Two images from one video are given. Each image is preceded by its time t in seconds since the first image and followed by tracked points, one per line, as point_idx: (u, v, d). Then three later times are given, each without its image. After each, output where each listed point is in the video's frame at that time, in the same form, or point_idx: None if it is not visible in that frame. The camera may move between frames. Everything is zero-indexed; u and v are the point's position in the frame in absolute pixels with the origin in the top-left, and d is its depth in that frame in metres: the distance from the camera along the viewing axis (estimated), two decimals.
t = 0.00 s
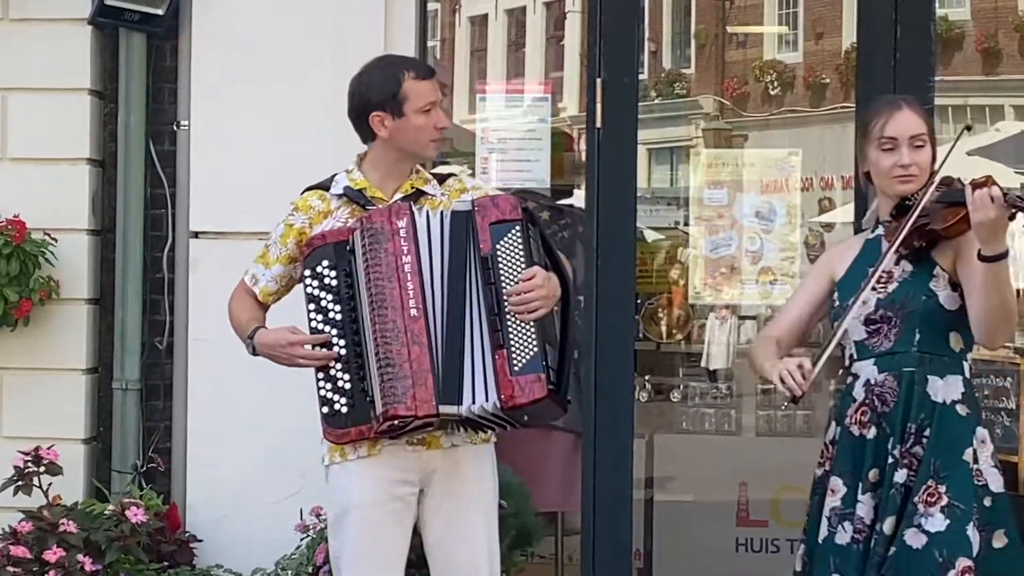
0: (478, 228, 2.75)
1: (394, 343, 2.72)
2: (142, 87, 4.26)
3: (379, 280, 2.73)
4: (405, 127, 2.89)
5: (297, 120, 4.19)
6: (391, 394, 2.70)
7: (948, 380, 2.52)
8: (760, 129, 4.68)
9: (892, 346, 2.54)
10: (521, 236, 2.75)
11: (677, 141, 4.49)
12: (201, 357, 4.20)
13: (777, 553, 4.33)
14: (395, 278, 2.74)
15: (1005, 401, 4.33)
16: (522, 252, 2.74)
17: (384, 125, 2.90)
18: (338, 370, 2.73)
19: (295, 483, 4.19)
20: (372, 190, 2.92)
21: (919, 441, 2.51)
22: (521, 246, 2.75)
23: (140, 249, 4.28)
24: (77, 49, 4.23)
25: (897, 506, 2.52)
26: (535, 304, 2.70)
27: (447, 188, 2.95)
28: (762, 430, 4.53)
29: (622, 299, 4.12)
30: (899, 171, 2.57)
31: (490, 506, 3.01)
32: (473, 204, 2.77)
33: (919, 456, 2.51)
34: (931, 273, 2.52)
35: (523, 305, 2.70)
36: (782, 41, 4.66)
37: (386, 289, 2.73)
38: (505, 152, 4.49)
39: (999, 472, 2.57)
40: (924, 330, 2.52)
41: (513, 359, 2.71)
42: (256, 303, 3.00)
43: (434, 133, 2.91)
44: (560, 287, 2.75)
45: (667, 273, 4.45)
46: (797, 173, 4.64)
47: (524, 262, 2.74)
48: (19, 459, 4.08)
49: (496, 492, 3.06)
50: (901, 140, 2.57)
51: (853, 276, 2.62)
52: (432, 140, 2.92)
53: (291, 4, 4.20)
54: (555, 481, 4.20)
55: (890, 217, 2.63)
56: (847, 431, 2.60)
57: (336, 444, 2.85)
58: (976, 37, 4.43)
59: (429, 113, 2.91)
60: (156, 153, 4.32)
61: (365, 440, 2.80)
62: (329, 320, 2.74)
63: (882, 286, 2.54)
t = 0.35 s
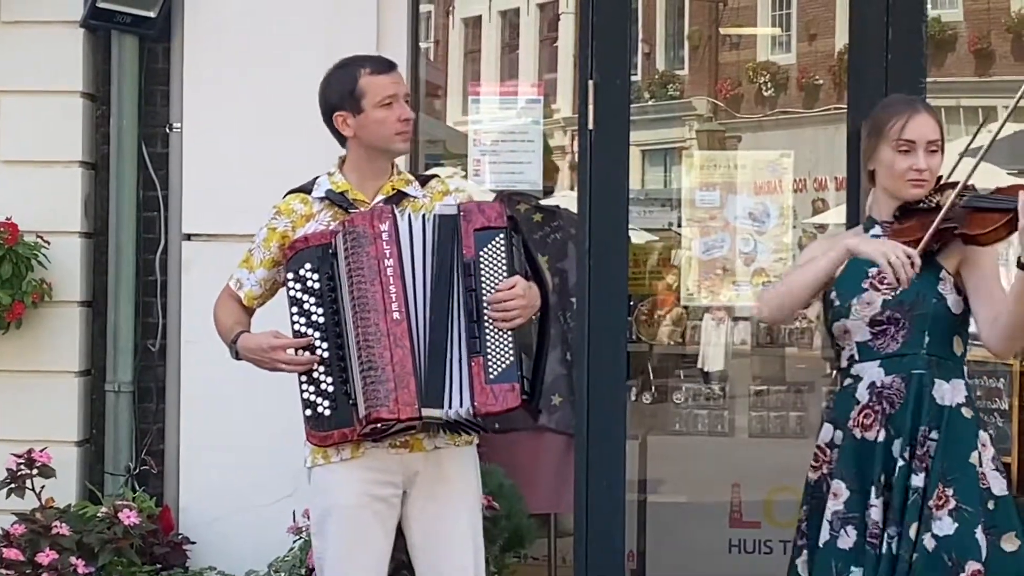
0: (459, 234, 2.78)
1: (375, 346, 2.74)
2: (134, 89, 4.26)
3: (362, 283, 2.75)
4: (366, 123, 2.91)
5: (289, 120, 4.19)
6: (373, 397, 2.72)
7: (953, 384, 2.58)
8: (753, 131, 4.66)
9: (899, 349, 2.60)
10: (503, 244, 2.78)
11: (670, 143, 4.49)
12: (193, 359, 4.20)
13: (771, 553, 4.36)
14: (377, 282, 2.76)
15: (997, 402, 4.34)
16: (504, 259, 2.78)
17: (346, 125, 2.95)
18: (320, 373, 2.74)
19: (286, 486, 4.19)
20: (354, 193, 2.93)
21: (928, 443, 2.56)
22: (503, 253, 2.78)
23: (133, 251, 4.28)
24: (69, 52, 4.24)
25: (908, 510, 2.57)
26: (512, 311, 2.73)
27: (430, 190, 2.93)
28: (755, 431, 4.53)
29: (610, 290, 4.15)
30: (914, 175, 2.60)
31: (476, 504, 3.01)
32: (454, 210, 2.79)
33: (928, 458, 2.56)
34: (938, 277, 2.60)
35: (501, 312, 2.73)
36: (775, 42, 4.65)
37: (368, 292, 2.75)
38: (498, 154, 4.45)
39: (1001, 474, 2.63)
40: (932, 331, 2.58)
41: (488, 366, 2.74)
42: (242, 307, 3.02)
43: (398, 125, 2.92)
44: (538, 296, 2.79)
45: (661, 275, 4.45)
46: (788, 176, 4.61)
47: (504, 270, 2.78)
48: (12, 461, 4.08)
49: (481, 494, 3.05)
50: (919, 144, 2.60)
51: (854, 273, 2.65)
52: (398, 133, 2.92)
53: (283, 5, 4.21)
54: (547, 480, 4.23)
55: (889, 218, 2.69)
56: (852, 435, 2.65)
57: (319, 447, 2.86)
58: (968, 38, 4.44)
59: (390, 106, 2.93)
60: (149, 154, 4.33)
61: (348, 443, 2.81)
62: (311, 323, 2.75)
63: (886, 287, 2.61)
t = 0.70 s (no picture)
0: (440, 240, 2.78)
1: (355, 350, 2.74)
2: (120, 93, 4.26)
3: (344, 287, 2.75)
4: (356, 126, 2.91)
5: (275, 124, 4.19)
6: (351, 401, 2.72)
7: (949, 393, 2.60)
8: (741, 134, 4.66)
9: (893, 361, 2.58)
10: (487, 253, 2.78)
11: (658, 146, 4.50)
12: (180, 364, 4.20)
13: (756, 557, 4.36)
14: (358, 286, 2.76)
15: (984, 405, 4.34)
16: (486, 268, 2.77)
17: (337, 128, 2.95)
18: (302, 376, 2.76)
19: (271, 491, 4.19)
20: (340, 197, 2.93)
21: (935, 455, 2.58)
22: (485, 262, 2.78)
23: (120, 255, 4.28)
24: (56, 56, 4.24)
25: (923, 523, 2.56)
26: (488, 320, 2.73)
27: (417, 195, 2.95)
28: (742, 435, 4.49)
29: (597, 288, 4.15)
30: (897, 186, 2.61)
31: (458, 507, 3.02)
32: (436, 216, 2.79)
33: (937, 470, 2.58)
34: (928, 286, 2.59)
35: (478, 321, 2.73)
36: (763, 46, 4.65)
37: (350, 297, 2.75)
38: (484, 157, 4.46)
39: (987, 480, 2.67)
40: (925, 343, 2.58)
41: (462, 375, 2.75)
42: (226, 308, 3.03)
43: (387, 129, 2.92)
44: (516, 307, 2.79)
45: (648, 278, 4.44)
46: (775, 179, 4.60)
47: (485, 279, 2.78)
48: None
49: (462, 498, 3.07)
50: (901, 154, 2.61)
51: (842, 286, 2.65)
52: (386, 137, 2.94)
53: (269, 9, 4.21)
54: (535, 482, 4.24)
55: (873, 227, 2.70)
56: (850, 450, 2.62)
57: (300, 450, 2.87)
58: (955, 42, 4.44)
59: (381, 110, 2.93)
60: (135, 158, 4.33)
61: (327, 446, 2.82)
62: (293, 326, 2.76)
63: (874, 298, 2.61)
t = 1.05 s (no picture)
0: (414, 244, 2.77)
1: (334, 354, 2.74)
2: (100, 98, 4.25)
3: (323, 292, 2.75)
4: (339, 131, 2.91)
5: (255, 130, 4.18)
6: (330, 405, 2.72)
7: (909, 401, 2.56)
8: (720, 139, 4.68)
9: (853, 370, 2.61)
10: (454, 254, 2.78)
11: (640, 150, 4.50)
12: (161, 369, 4.18)
13: (737, 562, 4.30)
14: (337, 290, 2.76)
15: (963, 408, 4.35)
16: (453, 269, 2.78)
17: (318, 132, 2.94)
18: (282, 381, 2.75)
19: (254, 495, 4.17)
20: (322, 201, 2.92)
21: (885, 462, 2.57)
22: (452, 264, 2.78)
23: (99, 260, 4.26)
24: (35, 61, 4.23)
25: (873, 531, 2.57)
26: (460, 323, 2.74)
27: (399, 200, 2.97)
28: (721, 438, 4.53)
29: (576, 290, 4.14)
30: (841, 198, 2.64)
31: (437, 513, 3.01)
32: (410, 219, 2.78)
33: (887, 478, 2.57)
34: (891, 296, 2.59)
35: (449, 323, 2.74)
36: (742, 50, 4.66)
37: (328, 301, 2.75)
38: (466, 161, 4.49)
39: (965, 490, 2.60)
40: (881, 350, 2.58)
41: (433, 378, 2.76)
42: (209, 312, 3.03)
43: (369, 136, 2.92)
44: (486, 308, 2.80)
45: (628, 281, 4.44)
46: (754, 183, 4.64)
47: (453, 280, 2.78)
48: None
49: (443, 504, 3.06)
50: (840, 167, 2.64)
51: (829, 302, 2.70)
52: (368, 144, 2.93)
53: (249, 14, 4.20)
54: (514, 490, 4.24)
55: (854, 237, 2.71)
56: (819, 459, 2.68)
57: (280, 455, 2.87)
58: (934, 45, 4.42)
59: (362, 117, 2.93)
60: (115, 163, 4.32)
61: (308, 451, 2.83)
62: (273, 330, 2.76)
63: (846, 309, 2.63)
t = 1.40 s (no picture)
0: (386, 249, 2.78)
1: (308, 360, 2.74)
2: (73, 103, 4.26)
3: (298, 297, 2.75)
4: (305, 135, 2.91)
5: (230, 133, 4.18)
6: (305, 411, 2.72)
7: (868, 399, 2.51)
8: (696, 144, 4.70)
9: (819, 364, 2.56)
10: (425, 260, 2.79)
11: (616, 154, 4.54)
12: (137, 375, 4.17)
13: (711, 566, 4.31)
14: (310, 296, 2.76)
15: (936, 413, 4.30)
16: (425, 274, 2.78)
17: (287, 136, 2.95)
18: (258, 387, 2.75)
19: (229, 501, 4.16)
20: (297, 206, 2.92)
21: (834, 458, 2.52)
22: (423, 269, 2.79)
23: (72, 265, 4.26)
24: (9, 66, 4.24)
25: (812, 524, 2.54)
26: (430, 328, 2.75)
27: (375, 205, 2.95)
28: (696, 443, 4.54)
29: (550, 293, 4.15)
30: (827, 178, 2.59)
31: (412, 516, 3.02)
32: (381, 225, 2.79)
33: (834, 474, 2.53)
34: (865, 293, 2.51)
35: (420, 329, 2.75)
36: (717, 55, 4.71)
37: (302, 307, 2.75)
38: (441, 166, 4.48)
39: (922, 492, 2.53)
40: (847, 347, 2.53)
41: (403, 383, 2.77)
42: (186, 318, 3.03)
43: (334, 139, 2.91)
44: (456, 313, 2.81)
45: (604, 285, 4.47)
46: (728, 188, 4.63)
47: (424, 286, 2.79)
48: None
49: (419, 510, 3.07)
50: (839, 149, 2.59)
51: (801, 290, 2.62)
52: (334, 148, 2.92)
53: (224, 18, 4.20)
54: (488, 495, 4.25)
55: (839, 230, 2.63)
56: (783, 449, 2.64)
57: (256, 461, 2.87)
58: (907, 51, 4.41)
59: (328, 120, 2.92)
60: (89, 168, 4.32)
61: (283, 457, 2.82)
62: (249, 336, 2.76)
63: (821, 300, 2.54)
